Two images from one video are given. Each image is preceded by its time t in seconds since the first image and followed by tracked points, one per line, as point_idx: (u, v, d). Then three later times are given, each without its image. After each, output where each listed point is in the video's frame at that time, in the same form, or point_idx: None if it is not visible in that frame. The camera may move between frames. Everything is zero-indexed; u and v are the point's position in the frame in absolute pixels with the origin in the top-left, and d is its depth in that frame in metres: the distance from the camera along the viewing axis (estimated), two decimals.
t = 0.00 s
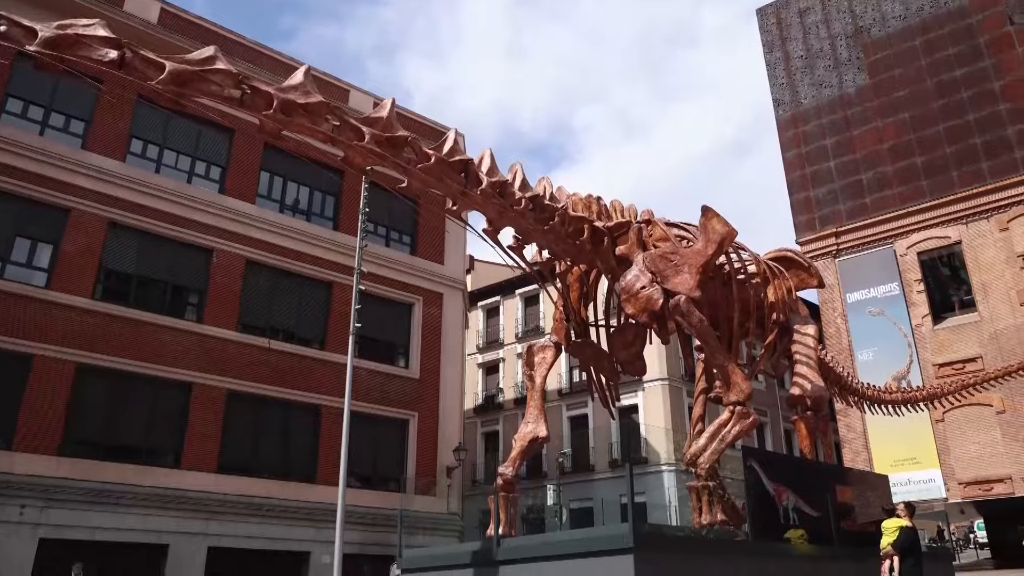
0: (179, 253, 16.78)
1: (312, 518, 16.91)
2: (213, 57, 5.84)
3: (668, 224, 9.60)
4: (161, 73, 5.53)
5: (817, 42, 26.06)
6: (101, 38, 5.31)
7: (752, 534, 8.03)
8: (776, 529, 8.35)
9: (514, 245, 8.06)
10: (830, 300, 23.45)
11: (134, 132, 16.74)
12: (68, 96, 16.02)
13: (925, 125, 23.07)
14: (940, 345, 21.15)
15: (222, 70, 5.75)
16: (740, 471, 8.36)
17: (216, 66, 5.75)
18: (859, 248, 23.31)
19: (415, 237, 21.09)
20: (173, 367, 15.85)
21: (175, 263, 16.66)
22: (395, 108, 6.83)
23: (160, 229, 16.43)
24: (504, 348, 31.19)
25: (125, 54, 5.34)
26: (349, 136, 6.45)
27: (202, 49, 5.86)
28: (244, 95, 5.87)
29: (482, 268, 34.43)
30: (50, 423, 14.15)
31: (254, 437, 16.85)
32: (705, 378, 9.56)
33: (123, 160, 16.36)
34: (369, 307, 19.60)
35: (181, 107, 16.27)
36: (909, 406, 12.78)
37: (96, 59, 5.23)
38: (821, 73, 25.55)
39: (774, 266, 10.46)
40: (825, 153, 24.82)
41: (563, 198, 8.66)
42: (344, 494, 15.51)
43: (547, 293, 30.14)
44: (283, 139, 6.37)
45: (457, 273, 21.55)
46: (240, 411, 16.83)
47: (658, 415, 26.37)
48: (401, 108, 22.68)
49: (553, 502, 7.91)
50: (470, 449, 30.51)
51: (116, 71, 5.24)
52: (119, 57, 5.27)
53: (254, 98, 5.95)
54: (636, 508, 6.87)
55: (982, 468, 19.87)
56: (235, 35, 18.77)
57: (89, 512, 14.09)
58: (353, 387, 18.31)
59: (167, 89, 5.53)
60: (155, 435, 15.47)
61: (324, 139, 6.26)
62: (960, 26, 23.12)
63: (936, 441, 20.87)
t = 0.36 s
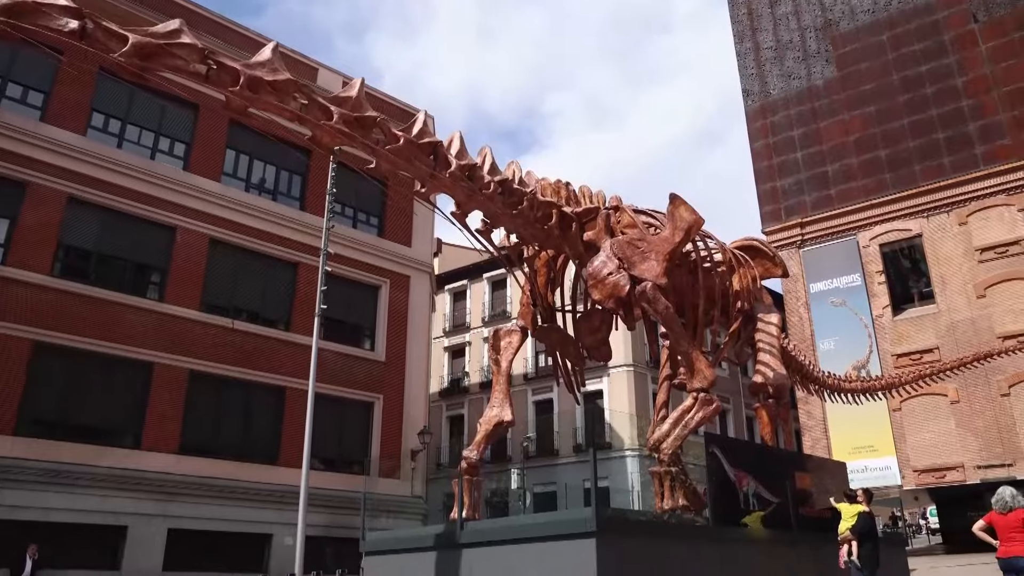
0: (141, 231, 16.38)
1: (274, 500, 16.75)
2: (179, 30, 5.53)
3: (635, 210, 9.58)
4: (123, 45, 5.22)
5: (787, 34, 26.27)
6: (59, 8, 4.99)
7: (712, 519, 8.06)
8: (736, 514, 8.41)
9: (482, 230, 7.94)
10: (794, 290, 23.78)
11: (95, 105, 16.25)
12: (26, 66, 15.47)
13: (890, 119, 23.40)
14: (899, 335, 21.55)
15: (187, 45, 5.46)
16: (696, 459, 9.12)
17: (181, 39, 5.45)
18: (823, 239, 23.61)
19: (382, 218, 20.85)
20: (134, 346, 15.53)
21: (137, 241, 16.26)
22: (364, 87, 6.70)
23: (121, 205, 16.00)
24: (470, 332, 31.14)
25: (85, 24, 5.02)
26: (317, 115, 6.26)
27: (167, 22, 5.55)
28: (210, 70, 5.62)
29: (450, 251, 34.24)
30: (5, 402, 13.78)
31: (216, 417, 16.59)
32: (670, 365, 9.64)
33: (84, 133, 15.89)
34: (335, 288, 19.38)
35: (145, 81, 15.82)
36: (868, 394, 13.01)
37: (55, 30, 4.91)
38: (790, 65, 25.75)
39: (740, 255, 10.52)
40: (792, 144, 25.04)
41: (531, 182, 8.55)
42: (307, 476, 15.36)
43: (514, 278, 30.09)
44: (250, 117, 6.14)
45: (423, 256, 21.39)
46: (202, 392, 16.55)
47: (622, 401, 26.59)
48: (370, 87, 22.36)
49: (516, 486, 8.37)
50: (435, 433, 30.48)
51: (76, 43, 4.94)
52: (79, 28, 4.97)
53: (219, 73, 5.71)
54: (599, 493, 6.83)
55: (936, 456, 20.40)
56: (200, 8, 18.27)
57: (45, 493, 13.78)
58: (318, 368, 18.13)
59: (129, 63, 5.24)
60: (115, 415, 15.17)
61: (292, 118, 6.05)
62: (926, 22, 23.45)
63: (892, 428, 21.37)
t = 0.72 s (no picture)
0: (99, 209, 15.94)
1: (234, 484, 16.54)
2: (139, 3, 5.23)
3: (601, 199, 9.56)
4: (80, 17, 4.92)
5: (755, 27, 26.47)
6: None
7: (672, 506, 8.13)
8: (696, 501, 8.51)
9: (447, 215, 7.78)
10: (756, 281, 24.06)
11: (52, 79, 15.73)
12: None
13: (853, 114, 23.75)
14: (857, 327, 21.98)
15: (149, 18, 5.17)
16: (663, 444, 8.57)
17: (142, 12, 5.16)
18: (786, 231, 23.90)
19: (348, 202, 20.59)
20: (91, 327, 15.18)
21: (94, 220, 15.83)
22: (332, 69, 6.46)
23: (79, 183, 15.55)
24: (434, 317, 31.04)
25: None
26: (282, 95, 6.01)
27: None
28: (172, 46, 5.33)
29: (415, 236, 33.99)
30: None
31: (175, 400, 16.29)
32: (633, 353, 9.69)
33: (40, 108, 15.38)
34: (299, 271, 19.11)
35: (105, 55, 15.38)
36: (826, 384, 13.23)
37: None
38: (757, 58, 25.96)
39: (704, 245, 10.59)
40: (757, 137, 25.29)
41: (498, 168, 8.44)
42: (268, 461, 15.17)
43: (480, 264, 30.01)
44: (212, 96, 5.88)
45: (388, 240, 21.20)
46: (160, 375, 16.22)
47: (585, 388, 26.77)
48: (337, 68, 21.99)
49: (479, 472, 7.87)
50: (398, 418, 30.38)
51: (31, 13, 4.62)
52: None
53: (183, 50, 5.42)
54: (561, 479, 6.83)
55: (890, 446, 20.91)
56: None
57: None
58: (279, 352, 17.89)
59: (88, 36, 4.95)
60: (71, 398, 14.82)
61: (257, 98, 5.79)
62: (891, 20, 23.81)
63: (849, 419, 21.79)
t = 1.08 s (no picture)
0: (56, 188, 15.51)
1: (195, 471, 16.30)
2: None
3: (568, 189, 9.53)
4: None
5: (724, 21, 26.64)
6: None
7: (634, 495, 8.20)
8: (658, 491, 8.60)
9: (414, 202, 7.68)
10: (720, 273, 24.30)
11: (8, 53, 15.22)
12: None
13: (818, 110, 24.05)
14: (818, 321, 22.34)
15: None
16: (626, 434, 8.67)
17: None
18: (751, 224, 24.17)
19: (314, 186, 20.33)
20: (47, 310, 14.82)
21: (52, 199, 15.40)
22: (299, 51, 6.29)
23: (36, 161, 15.09)
24: (400, 304, 30.88)
25: None
26: (247, 76, 5.84)
27: None
28: (134, 23, 5.14)
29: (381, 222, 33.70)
30: None
31: (134, 383, 15.97)
32: (597, 343, 9.71)
33: None
34: (263, 256, 18.83)
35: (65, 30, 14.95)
36: (787, 377, 13.43)
37: None
38: (725, 52, 26.14)
39: (670, 237, 10.66)
40: (724, 130, 25.47)
41: (466, 156, 8.36)
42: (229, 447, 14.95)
43: (446, 252, 29.90)
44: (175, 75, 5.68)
45: (354, 226, 20.97)
46: (120, 359, 15.89)
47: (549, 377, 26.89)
48: (304, 50, 21.64)
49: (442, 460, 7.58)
50: (361, 405, 30.21)
51: None
52: None
53: (146, 27, 5.22)
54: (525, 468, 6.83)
55: (847, 437, 21.36)
56: None
57: None
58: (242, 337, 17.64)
59: (45, 10, 4.75)
60: (25, 382, 14.45)
61: (222, 79, 5.62)
62: (857, 18, 24.16)
63: (809, 410, 22.17)
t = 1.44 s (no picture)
0: (21, 169, 15.16)
1: (162, 458, 16.11)
2: None
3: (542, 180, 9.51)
4: None
5: (701, 16, 26.74)
6: None
7: (604, 486, 8.24)
8: (628, 481, 8.65)
9: (388, 190, 7.61)
10: (692, 267, 24.47)
11: None
12: None
13: (791, 107, 24.28)
14: (787, 315, 22.62)
15: None
16: (597, 425, 8.68)
17: None
18: (723, 219, 24.38)
19: (286, 172, 20.09)
20: (10, 293, 14.51)
21: (15, 179, 15.05)
22: (273, 35, 6.18)
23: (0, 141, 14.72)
24: (371, 293, 30.73)
25: None
26: (220, 59, 5.73)
27: None
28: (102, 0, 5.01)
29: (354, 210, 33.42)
30: None
31: (101, 369, 15.72)
32: (569, 335, 9.73)
33: None
34: (234, 242, 18.59)
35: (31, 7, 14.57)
36: (756, 370, 13.57)
37: None
38: (701, 46, 26.25)
39: (643, 230, 10.71)
40: (698, 125, 25.60)
41: (441, 146, 8.31)
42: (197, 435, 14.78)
43: (419, 241, 29.77)
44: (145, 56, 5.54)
45: (327, 213, 20.78)
46: (85, 344, 15.61)
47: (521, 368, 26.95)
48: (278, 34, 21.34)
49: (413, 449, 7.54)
50: (332, 393, 30.05)
51: None
52: None
53: (115, 6, 5.07)
54: (495, 458, 6.82)
55: (814, 430, 21.70)
56: None
57: None
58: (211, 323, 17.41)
59: None
60: None
61: (194, 61, 5.49)
62: (830, 16, 24.39)
63: (777, 403, 22.49)
